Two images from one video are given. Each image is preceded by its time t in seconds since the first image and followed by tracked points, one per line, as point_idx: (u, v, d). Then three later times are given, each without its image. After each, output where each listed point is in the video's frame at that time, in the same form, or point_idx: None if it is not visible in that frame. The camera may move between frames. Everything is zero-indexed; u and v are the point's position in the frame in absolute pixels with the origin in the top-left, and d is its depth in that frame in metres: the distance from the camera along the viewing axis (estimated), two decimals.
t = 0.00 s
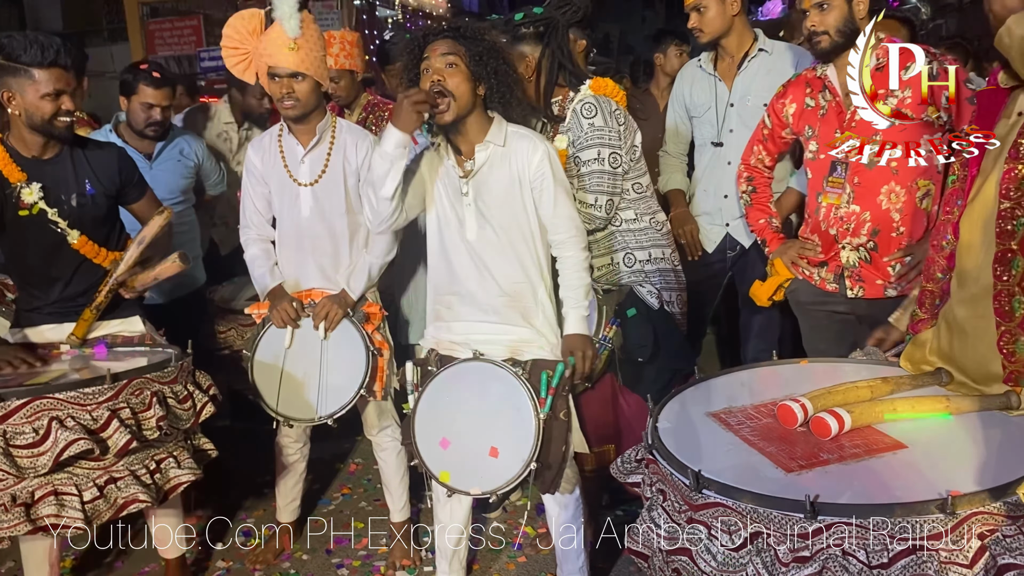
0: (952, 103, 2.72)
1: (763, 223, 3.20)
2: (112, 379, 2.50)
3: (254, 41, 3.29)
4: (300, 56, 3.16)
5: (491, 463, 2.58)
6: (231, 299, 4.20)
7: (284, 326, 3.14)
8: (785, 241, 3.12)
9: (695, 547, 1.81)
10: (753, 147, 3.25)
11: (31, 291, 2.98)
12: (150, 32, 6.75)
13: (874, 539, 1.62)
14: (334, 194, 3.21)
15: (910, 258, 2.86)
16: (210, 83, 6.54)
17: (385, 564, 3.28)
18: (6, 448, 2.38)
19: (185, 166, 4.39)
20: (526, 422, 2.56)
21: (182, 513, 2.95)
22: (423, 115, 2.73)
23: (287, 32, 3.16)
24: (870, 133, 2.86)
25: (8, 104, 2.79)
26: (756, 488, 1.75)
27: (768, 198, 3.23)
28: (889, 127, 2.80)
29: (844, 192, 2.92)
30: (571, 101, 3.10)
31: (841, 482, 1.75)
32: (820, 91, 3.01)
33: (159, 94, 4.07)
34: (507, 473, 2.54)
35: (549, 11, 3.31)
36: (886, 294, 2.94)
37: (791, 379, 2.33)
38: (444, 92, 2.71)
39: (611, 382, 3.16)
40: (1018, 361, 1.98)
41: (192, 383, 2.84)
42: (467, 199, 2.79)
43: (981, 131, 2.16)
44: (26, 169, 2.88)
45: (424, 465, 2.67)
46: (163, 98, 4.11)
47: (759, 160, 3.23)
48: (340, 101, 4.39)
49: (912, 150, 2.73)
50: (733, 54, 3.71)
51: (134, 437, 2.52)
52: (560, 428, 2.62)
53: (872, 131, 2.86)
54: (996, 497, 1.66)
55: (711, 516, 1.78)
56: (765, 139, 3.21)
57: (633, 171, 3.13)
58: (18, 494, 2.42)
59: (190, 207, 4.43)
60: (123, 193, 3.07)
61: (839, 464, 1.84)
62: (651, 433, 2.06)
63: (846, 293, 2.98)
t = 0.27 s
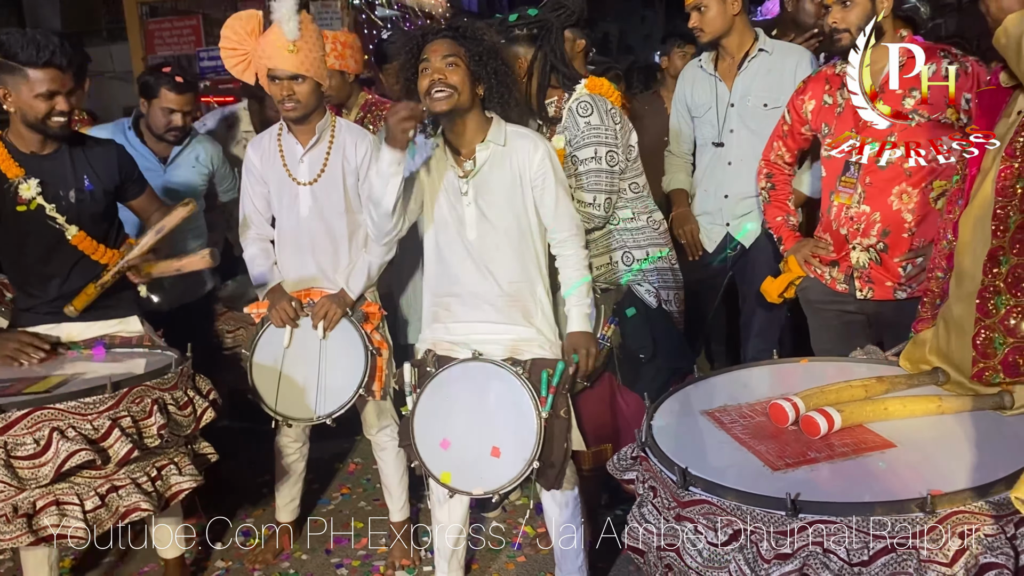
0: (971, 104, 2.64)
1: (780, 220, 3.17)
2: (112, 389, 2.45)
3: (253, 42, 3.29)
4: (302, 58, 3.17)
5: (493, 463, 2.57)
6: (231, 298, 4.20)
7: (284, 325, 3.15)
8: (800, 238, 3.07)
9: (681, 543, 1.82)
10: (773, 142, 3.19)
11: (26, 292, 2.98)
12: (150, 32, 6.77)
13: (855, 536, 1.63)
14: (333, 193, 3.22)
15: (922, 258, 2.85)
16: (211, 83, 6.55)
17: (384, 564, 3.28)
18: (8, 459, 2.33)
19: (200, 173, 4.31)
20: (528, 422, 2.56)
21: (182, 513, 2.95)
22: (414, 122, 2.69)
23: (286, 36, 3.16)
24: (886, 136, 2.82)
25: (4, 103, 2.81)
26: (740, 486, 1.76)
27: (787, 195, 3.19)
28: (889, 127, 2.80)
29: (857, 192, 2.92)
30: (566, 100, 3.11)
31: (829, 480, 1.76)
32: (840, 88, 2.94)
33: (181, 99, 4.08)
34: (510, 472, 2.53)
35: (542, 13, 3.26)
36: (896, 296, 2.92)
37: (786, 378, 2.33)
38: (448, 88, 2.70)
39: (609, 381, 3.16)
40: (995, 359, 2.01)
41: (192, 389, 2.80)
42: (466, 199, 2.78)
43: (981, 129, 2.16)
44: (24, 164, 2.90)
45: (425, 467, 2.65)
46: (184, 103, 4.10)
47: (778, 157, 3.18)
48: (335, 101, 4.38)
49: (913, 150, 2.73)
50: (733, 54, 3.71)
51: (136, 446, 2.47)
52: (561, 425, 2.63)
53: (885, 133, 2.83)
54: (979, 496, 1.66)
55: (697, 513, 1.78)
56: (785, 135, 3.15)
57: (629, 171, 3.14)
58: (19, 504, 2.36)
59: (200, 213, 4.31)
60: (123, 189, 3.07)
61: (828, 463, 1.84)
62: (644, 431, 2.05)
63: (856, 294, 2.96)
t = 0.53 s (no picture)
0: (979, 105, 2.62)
1: (786, 218, 3.09)
2: (108, 394, 2.43)
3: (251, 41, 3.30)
4: (294, 61, 3.16)
5: (492, 464, 2.57)
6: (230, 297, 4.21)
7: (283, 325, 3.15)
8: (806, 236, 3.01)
9: (672, 538, 1.82)
10: (780, 141, 3.16)
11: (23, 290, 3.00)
12: (148, 31, 6.78)
13: (843, 534, 1.62)
14: (333, 193, 3.22)
15: (926, 259, 2.85)
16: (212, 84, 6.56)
17: (383, 564, 3.28)
18: (3, 466, 2.31)
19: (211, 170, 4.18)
20: (528, 422, 2.56)
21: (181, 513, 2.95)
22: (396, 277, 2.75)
23: (281, 37, 3.16)
24: (892, 135, 2.81)
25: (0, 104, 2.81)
26: (732, 483, 1.76)
27: (792, 193, 3.13)
28: (890, 126, 2.81)
29: (863, 191, 2.90)
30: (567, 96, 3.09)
31: (833, 474, 1.77)
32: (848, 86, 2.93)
33: (196, 92, 3.89)
34: (509, 472, 2.52)
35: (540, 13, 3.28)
36: (899, 297, 2.92)
37: (781, 377, 2.33)
38: (452, 88, 2.71)
39: (604, 381, 3.17)
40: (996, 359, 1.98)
41: (188, 392, 2.77)
42: (468, 203, 2.76)
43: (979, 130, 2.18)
44: (21, 162, 2.91)
45: (423, 469, 2.63)
46: (199, 96, 3.92)
47: (786, 155, 3.14)
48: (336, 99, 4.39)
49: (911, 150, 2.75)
50: (733, 53, 3.70)
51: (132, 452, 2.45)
52: (559, 427, 2.63)
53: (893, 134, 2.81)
54: (968, 494, 1.66)
55: (689, 509, 1.78)
56: (793, 133, 3.12)
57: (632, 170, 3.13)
58: (15, 511, 2.34)
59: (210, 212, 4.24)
60: (120, 187, 3.08)
61: (821, 461, 1.83)
62: (642, 427, 2.06)
63: (859, 294, 2.96)
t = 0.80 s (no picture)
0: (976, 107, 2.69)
1: (781, 217, 3.12)
2: (108, 399, 2.41)
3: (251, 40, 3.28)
4: (291, 61, 3.15)
5: (488, 465, 2.56)
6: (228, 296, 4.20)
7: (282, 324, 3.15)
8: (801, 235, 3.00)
9: (674, 538, 1.82)
10: (775, 138, 3.17)
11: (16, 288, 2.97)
12: (147, 31, 6.77)
13: (847, 533, 1.63)
14: (331, 192, 3.22)
15: (923, 259, 2.85)
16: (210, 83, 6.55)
17: (383, 563, 3.28)
18: (2, 473, 2.29)
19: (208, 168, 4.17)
20: (523, 423, 2.56)
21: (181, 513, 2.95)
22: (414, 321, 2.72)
23: (280, 37, 3.14)
24: (890, 135, 2.81)
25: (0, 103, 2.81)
26: (734, 483, 1.76)
27: (788, 192, 3.15)
28: (889, 126, 2.79)
29: (860, 191, 2.90)
30: (566, 97, 3.08)
31: (830, 473, 1.77)
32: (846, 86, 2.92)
33: (184, 81, 3.90)
34: (505, 473, 2.52)
35: (540, 10, 3.31)
36: (896, 297, 2.93)
37: (781, 377, 2.33)
38: (451, 90, 2.72)
39: (604, 381, 3.19)
40: (999, 356, 2.00)
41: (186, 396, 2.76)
42: (466, 203, 2.76)
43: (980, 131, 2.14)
44: (18, 159, 2.90)
45: (419, 468, 2.64)
46: (188, 86, 3.92)
47: (781, 153, 3.15)
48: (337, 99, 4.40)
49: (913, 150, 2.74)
50: (733, 53, 3.71)
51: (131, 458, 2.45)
52: (556, 428, 2.62)
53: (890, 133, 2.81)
54: (971, 493, 1.66)
55: (691, 508, 1.78)
56: (788, 131, 3.13)
57: (631, 170, 3.13)
58: (14, 517, 2.34)
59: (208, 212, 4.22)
60: (117, 187, 3.10)
61: (823, 460, 1.83)
62: (642, 427, 2.06)
63: (856, 293, 2.97)
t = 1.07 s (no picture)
0: (966, 108, 2.63)
1: (770, 217, 3.13)
2: (117, 402, 2.42)
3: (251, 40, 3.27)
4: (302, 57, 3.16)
5: (486, 466, 2.56)
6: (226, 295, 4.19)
7: (281, 324, 3.14)
8: (790, 237, 3.03)
9: (682, 545, 1.82)
10: (763, 138, 3.18)
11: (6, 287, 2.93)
12: (145, 30, 6.75)
13: (857, 537, 1.63)
14: (330, 192, 3.21)
15: (913, 258, 2.83)
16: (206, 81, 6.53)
17: (382, 562, 3.29)
18: (13, 477, 2.29)
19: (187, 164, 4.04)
20: (520, 424, 2.56)
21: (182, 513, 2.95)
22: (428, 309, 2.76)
23: (291, 33, 3.16)
24: (880, 136, 2.81)
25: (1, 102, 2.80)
26: (739, 487, 1.75)
27: (776, 193, 3.17)
28: (887, 126, 2.78)
29: (852, 190, 2.90)
30: (566, 98, 3.09)
31: (828, 478, 1.77)
32: (835, 87, 2.94)
33: (147, 71, 3.80)
34: (502, 474, 2.52)
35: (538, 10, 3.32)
36: (887, 295, 2.92)
37: (784, 377, 2.33)
38: (452, 92, 2.72)
39: (604, 381, 3.23)
40: (997, 357, 2.00)
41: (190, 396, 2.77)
42: (465, 203, 2.76)
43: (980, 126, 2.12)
44: (14, 159, 2.88)
45: (418, 468, 2.65)
46: (152, 76, 3.82)
47: (769, 153, 3.17)
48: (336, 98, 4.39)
49: (913, 150, 2.71)
50: (732, 52, 3.71)
51: (140, 459, 2.44)
52: (554, 429, 2.63)
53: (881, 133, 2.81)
54: (980, 495, 1.67)
55: (698, 514, 1.78)
56: (776, 131, 3.15)
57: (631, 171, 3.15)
58: (24, 521, 2.34)
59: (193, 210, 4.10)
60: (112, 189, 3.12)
61: (828, 463, 1.83)
62: (643, 431, 2.05)
63: (847, 293, 2.97)
